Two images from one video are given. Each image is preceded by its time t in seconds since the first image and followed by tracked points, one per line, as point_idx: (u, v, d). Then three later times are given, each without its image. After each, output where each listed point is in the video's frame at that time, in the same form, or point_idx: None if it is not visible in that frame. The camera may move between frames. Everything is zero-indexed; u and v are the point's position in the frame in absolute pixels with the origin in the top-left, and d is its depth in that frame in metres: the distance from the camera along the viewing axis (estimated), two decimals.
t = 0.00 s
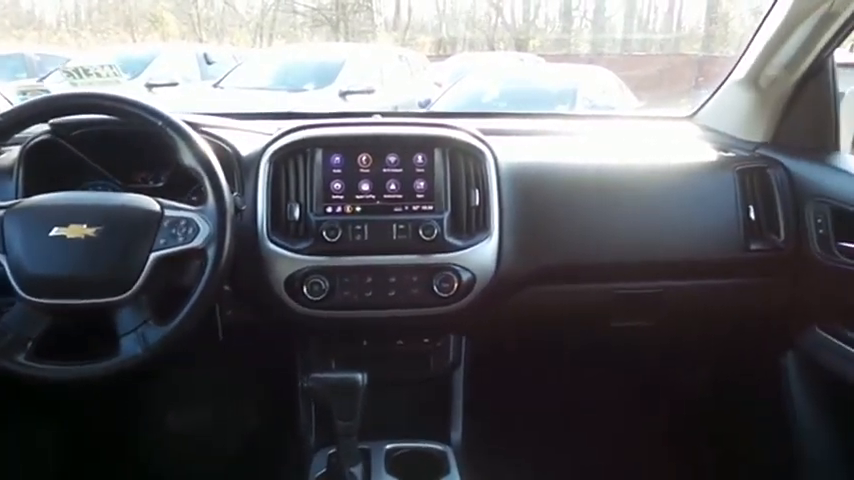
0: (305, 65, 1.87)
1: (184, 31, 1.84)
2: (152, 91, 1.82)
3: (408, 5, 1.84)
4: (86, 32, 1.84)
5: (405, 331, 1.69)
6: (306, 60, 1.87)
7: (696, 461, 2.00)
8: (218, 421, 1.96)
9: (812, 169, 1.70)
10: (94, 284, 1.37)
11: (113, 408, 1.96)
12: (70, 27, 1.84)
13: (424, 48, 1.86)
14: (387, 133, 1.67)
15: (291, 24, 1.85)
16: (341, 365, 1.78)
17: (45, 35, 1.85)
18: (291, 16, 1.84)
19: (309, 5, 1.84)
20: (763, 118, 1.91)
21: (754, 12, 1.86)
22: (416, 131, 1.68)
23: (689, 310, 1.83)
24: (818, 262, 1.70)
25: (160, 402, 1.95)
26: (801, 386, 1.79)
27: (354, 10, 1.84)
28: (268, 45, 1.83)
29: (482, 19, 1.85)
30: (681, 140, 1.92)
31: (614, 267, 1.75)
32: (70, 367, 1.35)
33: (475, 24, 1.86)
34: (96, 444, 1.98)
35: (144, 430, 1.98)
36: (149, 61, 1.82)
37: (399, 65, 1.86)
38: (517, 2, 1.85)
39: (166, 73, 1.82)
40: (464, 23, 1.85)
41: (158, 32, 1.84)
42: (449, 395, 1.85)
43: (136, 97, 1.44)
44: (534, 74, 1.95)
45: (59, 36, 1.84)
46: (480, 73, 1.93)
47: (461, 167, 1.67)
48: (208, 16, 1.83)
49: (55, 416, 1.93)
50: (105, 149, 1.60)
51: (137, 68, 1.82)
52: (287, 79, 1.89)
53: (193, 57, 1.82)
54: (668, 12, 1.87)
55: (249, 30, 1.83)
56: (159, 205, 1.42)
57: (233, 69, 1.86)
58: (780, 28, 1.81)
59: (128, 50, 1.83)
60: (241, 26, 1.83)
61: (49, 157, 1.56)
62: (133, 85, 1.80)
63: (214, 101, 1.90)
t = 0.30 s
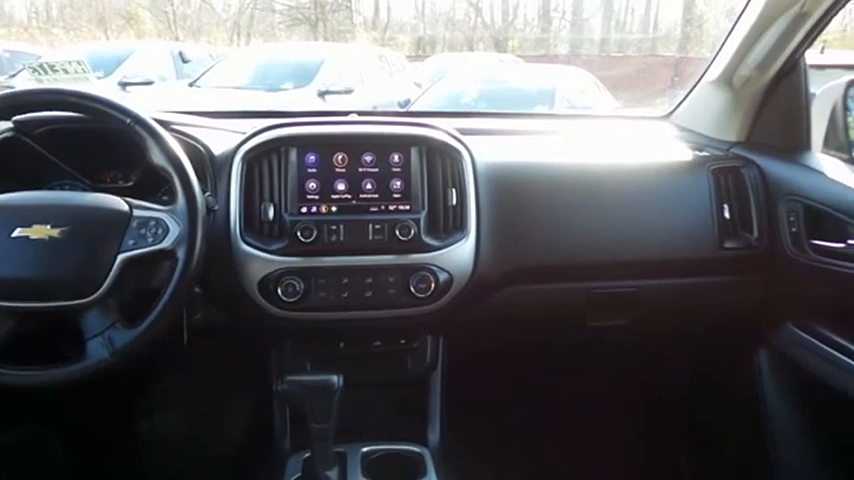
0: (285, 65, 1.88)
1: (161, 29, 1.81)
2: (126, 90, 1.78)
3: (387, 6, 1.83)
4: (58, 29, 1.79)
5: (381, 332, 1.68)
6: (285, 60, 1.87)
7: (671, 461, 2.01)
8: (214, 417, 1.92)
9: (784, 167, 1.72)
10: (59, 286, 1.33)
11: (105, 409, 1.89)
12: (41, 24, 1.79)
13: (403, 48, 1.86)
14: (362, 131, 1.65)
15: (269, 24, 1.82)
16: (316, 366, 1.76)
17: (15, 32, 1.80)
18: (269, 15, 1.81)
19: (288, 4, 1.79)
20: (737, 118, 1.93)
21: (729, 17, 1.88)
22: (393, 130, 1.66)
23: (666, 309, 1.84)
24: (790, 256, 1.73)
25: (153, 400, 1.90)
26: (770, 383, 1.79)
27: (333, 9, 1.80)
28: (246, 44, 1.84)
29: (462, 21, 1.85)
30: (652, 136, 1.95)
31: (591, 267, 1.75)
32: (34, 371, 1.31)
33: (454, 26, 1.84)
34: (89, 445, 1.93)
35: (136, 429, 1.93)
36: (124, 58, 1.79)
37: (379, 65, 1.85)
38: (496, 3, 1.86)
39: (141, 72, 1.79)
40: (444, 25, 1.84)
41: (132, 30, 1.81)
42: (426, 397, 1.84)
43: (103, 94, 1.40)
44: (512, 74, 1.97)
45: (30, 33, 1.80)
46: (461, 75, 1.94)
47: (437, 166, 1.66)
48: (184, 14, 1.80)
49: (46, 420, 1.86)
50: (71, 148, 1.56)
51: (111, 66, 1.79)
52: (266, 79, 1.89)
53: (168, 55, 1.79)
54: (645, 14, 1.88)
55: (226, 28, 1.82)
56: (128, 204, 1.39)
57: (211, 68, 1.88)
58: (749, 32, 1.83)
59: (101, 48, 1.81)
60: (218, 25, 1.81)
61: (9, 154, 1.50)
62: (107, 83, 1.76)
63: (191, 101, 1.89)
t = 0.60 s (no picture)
0: (258, 65, 1.84)
1: (130, 29, 1.77)
2: (94, 90, 1.74)
3: (361, 6, 1.80)
4: (24, 27, 1.75)
5: (353, 334, 1.66)
6: (259, 61, 1.84)
7: (644, 460, 2.00)
8: (219, 418, 1.87)
9: (753, 167, 1.75)
10: (20, 290, 1.30)
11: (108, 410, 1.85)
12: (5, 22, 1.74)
13: (377, 50, 1.82)
14: (334, 131, 1.62)
15: (241, 24, 1.79)
16: (287, 370, 1.72)
17: None
18: (241, 15, 1.78)
19: (260, 4, 1.77)
20: (706, 119, 1.94)
21: (697, 20, 1.89)
22: (365, 128, 1.64)
23: (639, 308, 1.84)
24: (758, 255, 1.75)
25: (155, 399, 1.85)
26: (742, 382, 1.82)
27: (306, 10, 1.78)
28: (218, 44, 1.79)
29: (436, 22, 1.82)
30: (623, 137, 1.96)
31: (564, 264, 1.74)
32: None
33: (428, 27, 1.82)
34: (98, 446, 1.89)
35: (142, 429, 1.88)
36: (92, 58, 1.75)
37: (353, 66, 1.80)
38: (470, 5, 1.84)
39: (109, 72, 1.75)
40: (418, 27, 1.83)
41: (101, 30, 1.77)
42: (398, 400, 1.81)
43: (64, 91, 1.36)
44: (486, 75, 1.95)
45: None
46: (435, 75, 1.92)
47: (410, 166, 1.64)
48: (154, 13, 1.77)
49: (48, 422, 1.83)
50: (34, 147, 1.52)
51: (79, 66, 1.74)
52: (237, 78, 1.84)
53: (137, 54, 1.75)
54: (617, 16, 1.89)
55: (197, 28, 1.78)
56: (90, 204, 1.34)
57: (182, 68, 1.83)
58: (717, 35, 1.85)
59: (67, 47, 1.75)
60: (189, 25, 1.78)
61: None
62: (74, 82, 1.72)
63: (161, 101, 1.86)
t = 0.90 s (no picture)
0: (229, 65, 1.79)
1: (97, 26, 1.72)
2: (58, 88, 1.69)
3: (335, 7, 1.80)
4: None
5: (324, 338, 1.63)
6: (228, 60, 1.78)
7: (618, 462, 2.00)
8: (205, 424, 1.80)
9: (722, 169, 1.77)
10: None
11: (108, 409, 1.80)
12: None
13: (351, 51, 1.82)
14: (304, 132, 1.59)
15: (213, 24, 1.76)
16: (255, 376, 1.69)
17: None
18: (213, 14, 1.75)
19: (233, 3, 1.75)
20: (677, 121, 1.95)
21: (667, 24, 1.90)
22: (336, 128, 1.61)
23: (612, 310, 1.84)
24: (728, 255, 1.76)
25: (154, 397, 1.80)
26: (712, 382, 1.84)
27: (279, 10, 1.76)
28: (189, 43, 1.76)
29: (410, 23, 1.82)
30: (597, 138, 1.96)
31: (536, 265, 1.73)
32: None
33: (402, 28, 1.81)
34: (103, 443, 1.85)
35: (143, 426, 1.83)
36: (57, 55, 1.70)
37: (327, 67, 1.79)
38: (445, 6, 1.83)
39: (74, 71, 1.70)
40: (392, 28, 1.81)
41: (67, 27, 1.72)
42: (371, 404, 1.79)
43: (20, 88, 1.31)
44: (459, 76, 1.94)
45: None
46: (409, 76, 1.90)
47: (382, 167, 1.62)
48: (123, 11, 1.72)
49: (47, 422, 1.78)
50: None
51: (43, 62, 1.70)
52: (209, 78, 1.80)
53: (104, 52, 1.71)
54: (590, 19, 1.91)
55: (168, 27, 1.75)
56: (46, 206, 1.28)
57: (151, 67, 1.77)
58: (687, 37, 1.86)
59: (31, 43, 1.70)
60: (159, 23, 1.74)
61: None
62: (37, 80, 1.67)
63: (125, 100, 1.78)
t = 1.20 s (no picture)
0: (193, 65, 1.79)
1: (57, 26, 1.72)
2: (15, 88, 1.65)
3: (301, 9, 1.81)
4: None
5: (287, 344, 1.59)
6: (192, 60, 1.78)
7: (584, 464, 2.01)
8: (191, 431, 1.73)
9: (685, 172, 1.79)
10: None
11: (104, 409, 1.74)
12: None
13: (318, 54, 1.82)
14: (266, 133, 1.56)
15: (177, 24, 1.76)
16: (217, 383, 1.64)
17: None
18: (177, 15, 1.75)
19: (197, 4, 1.75)
20: (640, 124, 1.98)
21: (628, 30, 1.93)
22: (299, 129, 1.59)
23: (577, 311, 1.86)
24: (690, 257, 1.78)
25: (143, 401, 1.74)
26: (677, 384, 1.86)
27: (244, 11, 1.77)
28: (152, 44, 1.74)
29: (376, 27, 1.84)
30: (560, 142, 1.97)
31: (502, 267, 1.73)
32: None
33: (368, 31, 1.83)
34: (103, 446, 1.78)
35: (133, 430, 1.76)
36: (15, 55, 1.67)
37: (294, 70, 1.78)
38: (410, 11, 1.86)
39: (31, 71, 1.67)
40: (359, 30, 1.83)
41: (25, 26, 1.71)
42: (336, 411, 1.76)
43: None
44: (424, 80, 1.93)
45: None
46: (375, 79, 1.89)
47: (347, 169, 1.60)
48: (83, 10, 1.72)
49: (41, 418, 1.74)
50: None
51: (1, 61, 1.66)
52: (173, 80, 1.77)
53: (64, 52, 1.69)
54: (555, 25, 1.94)
55: (130, 28, 1.74)
56: None
57: (112, 68, 1.75)
58: (650, 40, 1.88)
59: None
60: (122, 24, 1.73)
61: None
62: None
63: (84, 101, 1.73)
